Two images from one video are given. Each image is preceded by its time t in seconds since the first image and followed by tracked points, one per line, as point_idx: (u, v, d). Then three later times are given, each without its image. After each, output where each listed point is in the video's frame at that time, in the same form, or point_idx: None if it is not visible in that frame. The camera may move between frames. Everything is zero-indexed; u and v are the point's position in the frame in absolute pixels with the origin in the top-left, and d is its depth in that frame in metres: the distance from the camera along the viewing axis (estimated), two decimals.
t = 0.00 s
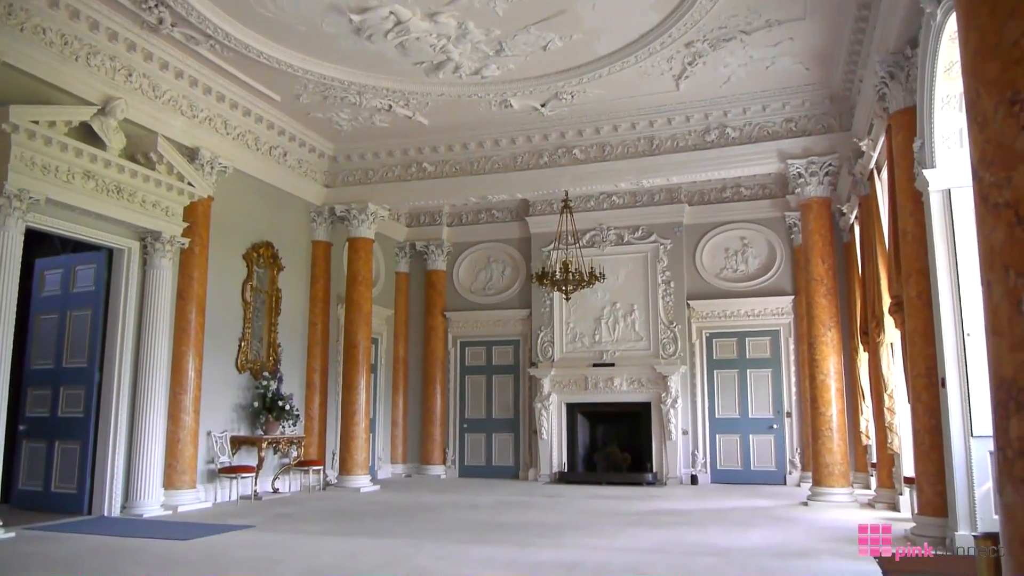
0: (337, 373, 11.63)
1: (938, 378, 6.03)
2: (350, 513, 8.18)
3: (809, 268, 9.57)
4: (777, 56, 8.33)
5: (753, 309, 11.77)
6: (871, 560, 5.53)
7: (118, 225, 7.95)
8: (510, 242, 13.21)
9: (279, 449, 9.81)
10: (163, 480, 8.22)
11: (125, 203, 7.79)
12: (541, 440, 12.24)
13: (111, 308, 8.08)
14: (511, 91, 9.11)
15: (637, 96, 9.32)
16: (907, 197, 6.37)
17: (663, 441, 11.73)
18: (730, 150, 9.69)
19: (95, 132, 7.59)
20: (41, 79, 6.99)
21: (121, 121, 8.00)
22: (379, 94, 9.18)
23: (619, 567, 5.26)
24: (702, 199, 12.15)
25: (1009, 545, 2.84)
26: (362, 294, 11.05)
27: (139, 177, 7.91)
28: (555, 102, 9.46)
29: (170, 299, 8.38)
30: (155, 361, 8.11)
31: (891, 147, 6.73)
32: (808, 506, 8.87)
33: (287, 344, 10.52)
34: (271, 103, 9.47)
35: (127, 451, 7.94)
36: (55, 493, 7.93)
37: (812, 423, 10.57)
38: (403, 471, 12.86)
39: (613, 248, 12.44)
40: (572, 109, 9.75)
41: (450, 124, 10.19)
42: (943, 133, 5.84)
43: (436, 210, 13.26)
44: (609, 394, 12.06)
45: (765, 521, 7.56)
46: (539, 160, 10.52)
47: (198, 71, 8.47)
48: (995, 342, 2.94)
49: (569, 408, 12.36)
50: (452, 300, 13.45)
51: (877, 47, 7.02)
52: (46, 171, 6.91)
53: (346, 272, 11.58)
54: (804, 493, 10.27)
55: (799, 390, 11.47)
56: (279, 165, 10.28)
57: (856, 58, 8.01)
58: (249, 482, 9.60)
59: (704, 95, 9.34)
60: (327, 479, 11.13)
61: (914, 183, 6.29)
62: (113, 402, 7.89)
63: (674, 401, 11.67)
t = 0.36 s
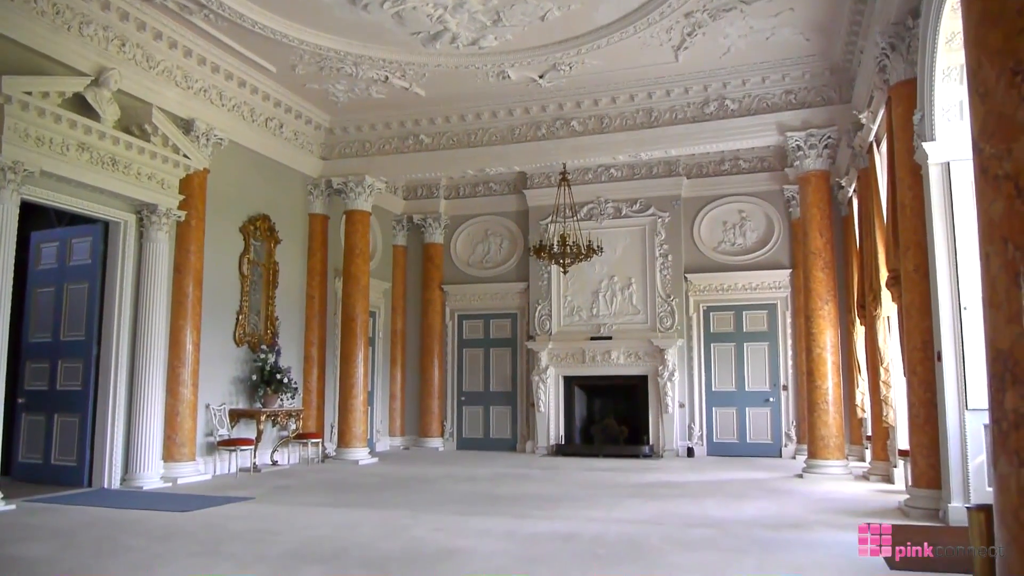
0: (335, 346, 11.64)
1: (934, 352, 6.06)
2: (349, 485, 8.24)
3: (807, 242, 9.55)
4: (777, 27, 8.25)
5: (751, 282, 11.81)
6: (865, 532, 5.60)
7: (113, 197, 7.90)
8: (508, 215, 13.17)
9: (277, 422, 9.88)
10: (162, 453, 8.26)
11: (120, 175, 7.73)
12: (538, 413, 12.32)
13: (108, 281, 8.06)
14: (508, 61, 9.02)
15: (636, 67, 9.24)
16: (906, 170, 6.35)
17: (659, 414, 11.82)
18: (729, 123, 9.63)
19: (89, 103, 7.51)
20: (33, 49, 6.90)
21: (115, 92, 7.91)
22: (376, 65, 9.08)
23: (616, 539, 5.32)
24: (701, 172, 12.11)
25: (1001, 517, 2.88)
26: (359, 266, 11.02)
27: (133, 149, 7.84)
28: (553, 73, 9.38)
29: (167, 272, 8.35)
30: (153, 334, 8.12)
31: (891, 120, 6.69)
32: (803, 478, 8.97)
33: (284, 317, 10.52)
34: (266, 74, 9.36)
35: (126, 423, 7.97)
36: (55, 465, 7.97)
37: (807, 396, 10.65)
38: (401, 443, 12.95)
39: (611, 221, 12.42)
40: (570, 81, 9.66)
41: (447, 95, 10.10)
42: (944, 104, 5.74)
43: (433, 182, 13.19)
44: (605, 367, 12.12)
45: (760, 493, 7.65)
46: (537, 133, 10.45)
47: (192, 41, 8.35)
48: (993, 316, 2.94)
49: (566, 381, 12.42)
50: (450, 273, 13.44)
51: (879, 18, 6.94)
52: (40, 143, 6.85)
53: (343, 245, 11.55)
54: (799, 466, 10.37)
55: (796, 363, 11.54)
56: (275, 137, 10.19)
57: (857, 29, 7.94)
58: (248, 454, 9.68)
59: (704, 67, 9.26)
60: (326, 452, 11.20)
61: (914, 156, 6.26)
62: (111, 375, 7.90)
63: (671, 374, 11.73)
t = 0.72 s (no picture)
0: (333, 332, 11.64)
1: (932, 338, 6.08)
2: (348, 471, 8.27)
3: (806, 228, 9.54)
4: (777, 11, 8.20)
5: (749, 268, 11.82)
6: (862, 516, 5.64)
7: (111, 183, 7.87)
8: (506, 200, 13.14)
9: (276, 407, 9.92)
10: (162, 438, 8.29)
11: (118, 161, 7.70)
12: (537, 399, 12.35)
13: (106, 266, 8.05)
14: (507, 46, 8.96)
15: (635, 52, 9.20)
16: (906, 156, 6.34)
17: (657, 399, 11.85)
18: (728, 108, 9.59)
19: (85, 88, 7.47)
20: (28, 33, 6.85)
21: (112, 77, 7.86)
22: (374, 49, 9.03)
23: (614, 524, 5.35)
24: (700, 158, 12.08)
25: (998, 502, 2.90)
26: (357, 252, 10.99)
27: (131, 134, 7.80)
28: (552, 58, 9.33)
29: (165, 258, 8.33)
30: (151, 320, 8.11)
31: (891, 105, 6.66)
32: (800, 464, 9.02)
33: (282, 303, 10.51)
34: (263, 58, 9.30)
35: (126, 409, 7.98)
36: (55, 451, 7.99)
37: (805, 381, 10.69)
38: (400, 429, 13.00)
39: (610, 207, 12.40)
40: (569, 66, 9.61)
41: (445, 80, 10.04)
42: (944, 88, 5.72)
43: (431, 168, 13.13)
44: (604, 353, 12.15)
45: (758, 478, 7.69)
46: (536, 118, 10.41)
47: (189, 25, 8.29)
48: (992, 302, 2.94)
49: (564, 367, 12.45)
50: (448, 259, 13.43)
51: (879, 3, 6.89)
52: (36, 127, 6.81)
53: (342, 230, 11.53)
54: (796, 451, 10.43)
55: (794, 349, 11.57)
56: (273, 122, 10.14)
57: (858, 13, 7.90)
58: (248, 439, 9.72)
59: (704, 51, 9.21)
60: (325, 437, 11.23)
61: (914, 141, 6.25)
62: (110, 361, 7.90)
63: (669, 360, 11.75)
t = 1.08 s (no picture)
0: (332, 325, 11.64)
1: (931, 331, 6.08)
2: (348, 464, 8.28)
3: (806, 221, 9.53)
4: (778, 4, 8.18)
5: (749, 262, 11.82)
6: (860, 509, 5.66)
7: (109, 175, 7.85)
8: (506, 193, 13.13)
9: (275, 400, 9.92)
10: (162, 431, 8.30)
11: (116, 153, 7.68)
12: (536, 392, 12.37)
13: (105, 260, 8.04)
14: (506, 38, 8.93)
15: (635, 44, 9.17)
16: (906, 148, 6.34)
17: (657, 393, 11.87)
18: (728, 101, 9.57)
19: (83, 80, 7.45)
20: (25, 25, 6.82)
21: (110, 69, 7.83)
22: (373, 41, 8.99)
23: (613, 517, 5.37)
24: (700, 150, 12.07)
25: (997, 494, 2.90)
26: (356, 245, 10.97)
27: (129, 127, 7.78)
28: (551, 50, 9.30)
29: (164, 251, 8.32)
30: (150, 313, 8.10)
31: (891, 98, 6.65)
32: (799, 457, 9.04)
33: (281, 296, 10.50)
34: (261, 50, 9.26)
35: (126, 402, 7.99)
36: (55, 444, 8.00)
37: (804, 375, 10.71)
38: (400, 422, 13.01)
39: (609, 199, 12.39)
40: (569, 58, 9.58)
41: (444, 72, 10.00)
42: (944, 81, 5.71)
43: (431, 161, 13.10)
44: (604, 346, 12.16)
45: (757, 471, 7.71)
46: (535, 110, 10.38)
47: (187, 17, 8.26)
48: (991, 294, 2.94)
49: (564, 360, 12.46)
50: (448, 252, 13.42)
51: None
52: (34, 120, 6.79)
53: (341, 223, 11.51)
54: (796, 445, 10.45)
55: (793, 342, 11.58)
56: (271, 114, 10.11)
57: (858, 6, 7.87)
58: (248, 433, 9.72)
59: (704, 44, 9.19)
60: (324, 430, 11.24)
61: (914, 133, 6.24)
62: (109, 354, 7.90)
63: (669, 353, 11.76)
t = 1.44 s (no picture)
0: (332, 323, 11.64)
1: (931, 329, 6.08)
2: (348, 461, 8.29)
3: (806, 218, 9.52)
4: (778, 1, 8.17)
5: (748, 259, 11.83)
6: (860, 507, 5.66)
7: (109, 173, 7.84)
8: (506, 190, 13.12)
9: (275, 397, 9.93)
10: (162, 429, 8.31)
11: (115, 151, 7.67)
12: (536, 389, 12.38)
13: (105, 258, 8.04)
14: (506, 35, 8.92)
15: (635, 41, 9.16)
16: (906, 146, 6.33)
17: (657, 390, 11.88)
18: (728, 98, 9.56)
19: (83, 77, 7.44)
20: (24, 22, 6.82)
21: (110, 67, 7.82)
22: (373, 39, 8.98)
23: (613, 515, 5.36)
24: (699, 148, 12.07)
25: (997, 491, 2.90)
26: (356, 242, 10.97)
27: (129, 124, 7.78)
28: (552, 48, 9.29)
29: (164, 249, 8.32)
30: (151, 311, 8.10)
31: (891, 96, 6.64)
32: (799, 454, 9.05)
33: (281, 294, 10.49)
34: (261, 47, 9.25)
35: (126, 399, 7.99)
36: (55, 441, 8.01)
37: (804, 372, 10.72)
38: (400, 419, 13.02)
39: (609, 197, 12.39)
40: (569, 55, 9.57)
41: (444, 70, 9.99)
42: (944, 79, 5.71)
43: (431, 158, 13.09)
44: (604, 344, 12.17)
45: (757, 469, 7.71)
46: (535, 108, 10.37)
47: (187, 14, 8.25)
48: (991, 292, 2.93)
49: (564, 358, 12.47)
50: (448, 249, 13.42)
51: None
52: (34, 118, 6.78)
53: (342, 221, 11.51)
54: (796, 443, 10.45)
55: (793, 340, 11.59)
56: (271, 112, 10.09)
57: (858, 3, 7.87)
58: (248, 430, 9.73)
59: (704, 41, 9.18)
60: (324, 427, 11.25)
61: (914, 131, 6.24)
62: (109, 351, 7.91)
63: (669, 350, 11.76)
